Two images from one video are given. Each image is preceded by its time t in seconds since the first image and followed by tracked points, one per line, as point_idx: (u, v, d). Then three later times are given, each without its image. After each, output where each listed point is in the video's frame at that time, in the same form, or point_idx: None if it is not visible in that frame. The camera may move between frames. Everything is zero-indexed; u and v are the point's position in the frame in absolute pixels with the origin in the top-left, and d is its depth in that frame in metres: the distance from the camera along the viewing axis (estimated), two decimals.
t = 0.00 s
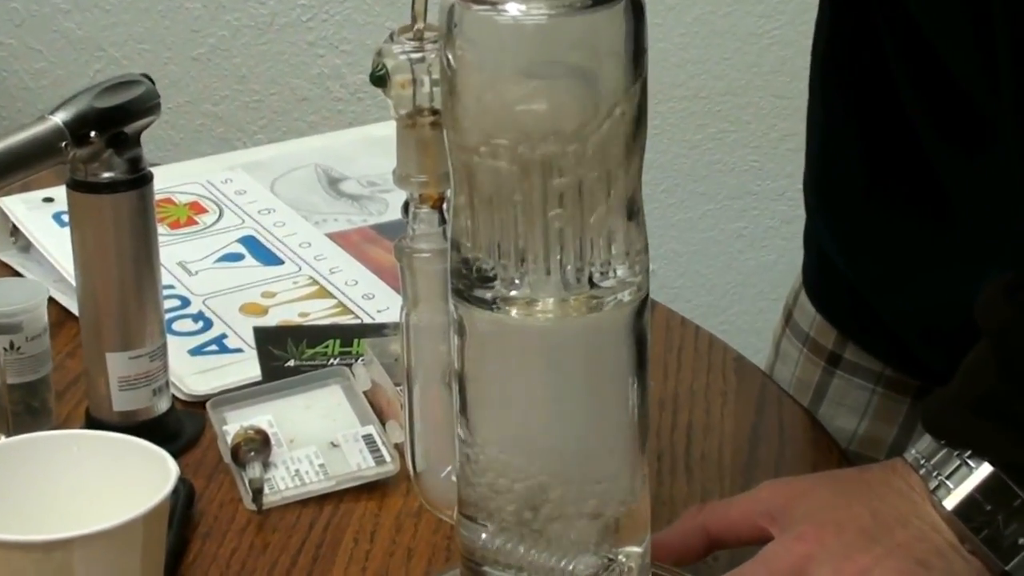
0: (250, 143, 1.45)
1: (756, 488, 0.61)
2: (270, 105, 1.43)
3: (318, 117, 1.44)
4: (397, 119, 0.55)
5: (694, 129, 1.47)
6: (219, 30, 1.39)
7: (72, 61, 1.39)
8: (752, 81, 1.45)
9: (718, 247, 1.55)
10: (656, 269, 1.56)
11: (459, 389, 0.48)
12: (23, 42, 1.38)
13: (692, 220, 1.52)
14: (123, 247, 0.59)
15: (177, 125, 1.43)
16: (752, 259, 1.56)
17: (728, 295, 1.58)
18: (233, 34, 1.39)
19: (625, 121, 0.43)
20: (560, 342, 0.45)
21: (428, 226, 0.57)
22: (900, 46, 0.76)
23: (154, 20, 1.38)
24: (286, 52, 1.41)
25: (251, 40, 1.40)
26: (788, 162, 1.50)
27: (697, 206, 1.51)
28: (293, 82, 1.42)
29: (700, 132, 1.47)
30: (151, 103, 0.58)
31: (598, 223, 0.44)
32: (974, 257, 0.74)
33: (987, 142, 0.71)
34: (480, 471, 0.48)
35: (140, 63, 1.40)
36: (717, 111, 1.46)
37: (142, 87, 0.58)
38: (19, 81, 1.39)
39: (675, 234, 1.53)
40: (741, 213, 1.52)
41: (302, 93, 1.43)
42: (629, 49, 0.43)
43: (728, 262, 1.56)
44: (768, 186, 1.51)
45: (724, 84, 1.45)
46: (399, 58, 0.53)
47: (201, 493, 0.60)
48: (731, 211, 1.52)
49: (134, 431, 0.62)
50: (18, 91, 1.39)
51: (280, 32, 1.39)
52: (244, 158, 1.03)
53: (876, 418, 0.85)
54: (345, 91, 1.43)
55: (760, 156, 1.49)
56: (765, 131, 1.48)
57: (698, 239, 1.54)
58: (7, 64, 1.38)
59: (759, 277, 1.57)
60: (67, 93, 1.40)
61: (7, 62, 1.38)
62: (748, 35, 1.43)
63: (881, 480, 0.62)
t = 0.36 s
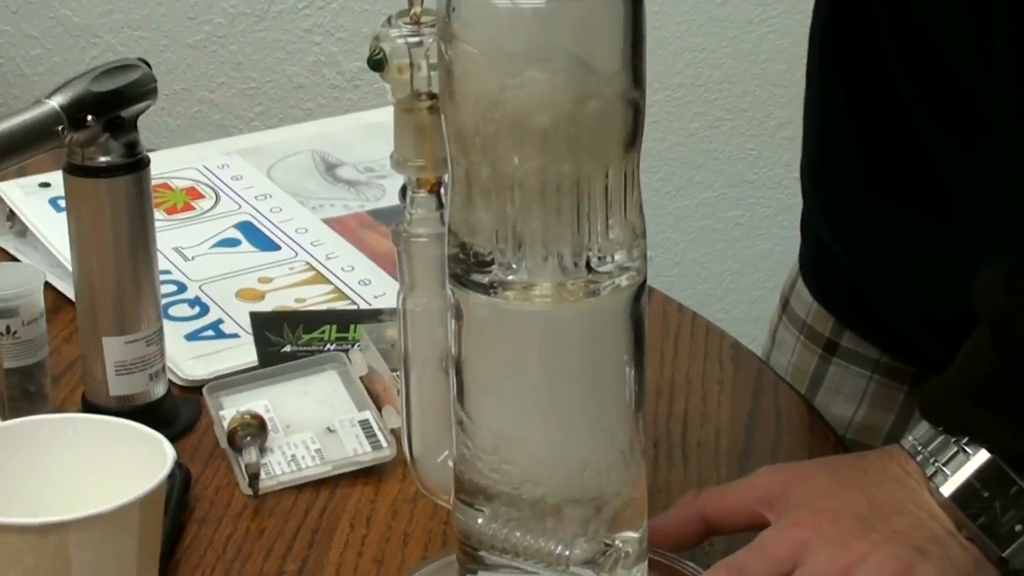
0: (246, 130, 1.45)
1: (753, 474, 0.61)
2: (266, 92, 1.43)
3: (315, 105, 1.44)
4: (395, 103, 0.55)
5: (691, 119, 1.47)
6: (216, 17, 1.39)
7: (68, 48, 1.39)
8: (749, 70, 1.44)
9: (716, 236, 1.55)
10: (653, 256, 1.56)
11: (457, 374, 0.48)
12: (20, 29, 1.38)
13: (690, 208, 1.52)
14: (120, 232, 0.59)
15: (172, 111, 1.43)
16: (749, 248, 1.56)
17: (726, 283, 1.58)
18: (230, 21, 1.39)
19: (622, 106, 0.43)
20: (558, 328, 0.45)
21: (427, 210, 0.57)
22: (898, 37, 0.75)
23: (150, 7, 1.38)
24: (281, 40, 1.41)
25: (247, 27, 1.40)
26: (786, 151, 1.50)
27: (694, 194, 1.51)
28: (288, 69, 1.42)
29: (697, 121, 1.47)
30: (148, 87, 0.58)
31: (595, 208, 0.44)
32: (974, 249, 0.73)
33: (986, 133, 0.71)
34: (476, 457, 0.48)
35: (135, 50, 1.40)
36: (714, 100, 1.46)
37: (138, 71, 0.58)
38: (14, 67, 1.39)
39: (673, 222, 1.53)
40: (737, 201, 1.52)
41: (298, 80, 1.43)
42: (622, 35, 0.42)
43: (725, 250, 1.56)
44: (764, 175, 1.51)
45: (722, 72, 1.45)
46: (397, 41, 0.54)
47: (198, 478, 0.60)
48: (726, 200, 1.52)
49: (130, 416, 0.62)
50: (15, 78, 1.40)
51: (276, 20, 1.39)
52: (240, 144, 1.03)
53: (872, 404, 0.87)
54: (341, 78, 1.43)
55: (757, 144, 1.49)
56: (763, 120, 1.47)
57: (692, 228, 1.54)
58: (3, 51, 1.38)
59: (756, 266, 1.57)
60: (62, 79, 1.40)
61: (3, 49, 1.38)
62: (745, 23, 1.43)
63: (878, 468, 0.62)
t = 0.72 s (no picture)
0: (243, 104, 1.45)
1: (751, 447, 0.61)
2: (262, 67, 1.43)
3: (310, 80, 1.44)
4: (391, 72, 0.55)
5: (689, 93, 1.45)
6: None
7: (64, 22, 1.39)
8: (748, 44, 1.43)
9: (714, 212, 1.52)
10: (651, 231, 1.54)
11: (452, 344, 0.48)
12: (14, 3, 1.37)
13: (689, 182, 1.50)
14: (114, 202, 0.59)
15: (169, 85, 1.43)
16: (746, 225, 1.54)
17: (724, 260, 1.56)
18: None
19: (620, 76, 0.42)
20: (557, 298, 0.44)
21: (422, 179, 0.56)
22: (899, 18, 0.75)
23: None
24: (276, 14, 1.40)
25: (243, 1, 1.39)
26: (785, 127, 1.48)
27: (694, 169, 1.49)
28: (283, 43, 1.42)
29: (695, 96, 1.45)
30: (143, 58, 0.58)
31: (593, 177, 0.43)
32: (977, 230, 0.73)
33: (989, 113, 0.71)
34: (474, 428, 0.47)
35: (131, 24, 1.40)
36: (714, 74, 1.44)
37: (133, 41, 0.58)
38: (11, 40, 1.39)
39: (670, 196, 1.51)
40: (735, 176, 1.50)
41: (294, 54, 1.42)
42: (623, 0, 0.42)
43: (723, 226, 1.53)
44: (764, 151, 1.49)
45: (720, 47, 1.43)
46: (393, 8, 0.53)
47: (193, 450, 0.60)
48: (723, 175, 1.50)
49: (126, 387, 0.62)
50: (9, 53, 1.39)
51: None
52: (236, 117, 1.04)
53: (871, 380, 0.86)
54: (338, 53, 1.43)
55: (756, 121, 1.47)
56: (761, 96, 1.46)
57: (688, 202, 1.51)
58: None
59: (755, 243, 1.55)
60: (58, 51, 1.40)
61: None
62: None
63: (876, 440, 0.62)
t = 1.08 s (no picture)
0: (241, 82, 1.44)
1: (748, 424, 0.60)
2: (259, 44, 1.42)
3: (308, 58, 1.43)
4: (384, 45, 0.53)
5: (687, 71, 1.44)
6: None
7: None
8: (746, 20, 1.41)
9: (712, 189, 1.52)
10: (648, 208, 1.53)
11: (447, 320, 0.47)
12: None
13: (688, 160, 1.50)
14: (110, 179, 0.59)
15: (167, 62, 1.43)
16: (743, 201, 1.52)
17: (722, 237, 1.55)
18: None
19: (613, 46, 0.42)
20: (553, 271, 0.44)
21: (417, 155, 0.55)
22: None
23: None
24: None
25: None
26: (783, 104, 1.45)
27: (690, 147, 1.49)
28: (280, 20, 1.41)
29: (694, 74, 1.44)
30: (138, 35, 0.57)
31: (589, 150, 0.43)
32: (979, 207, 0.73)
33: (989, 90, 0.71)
34: (470, 402, 0.47)
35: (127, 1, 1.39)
36: (711, 51, 1.43)
37: (129, 18, 0.58)
38: (7, 18, 1.39)
39: (668, 174, 1.51)
40: (733, 153, 1.49)
41: (291, 32, 1.42)
42: None
43: (721, 203, 1.52)
44: (763, 128, 1.47)
45: (717, 24, 1.42)
46: None
47: (189, 428, 0.60)
48: (721, 153, 1.49)
49: (123, 364, 0.62)
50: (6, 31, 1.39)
51: None
52: (233, 95, 1.04)
53: (869, 355, 0.86)
54: (337, 32, 1.41)
55: (755, 98, 1.45)
56: (760, 73, 1.44)
57: (686, 179, 1.51)
58: None
59: (754, 220, 1.54)
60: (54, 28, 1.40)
61: None
62: None
63: (874, 416, 0.62)
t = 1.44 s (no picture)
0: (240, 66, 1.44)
1: (747, 409, 0.60)
2: (258, 27, 1.42)
3: (307, 42, 1.43)
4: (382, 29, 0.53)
5: (686, 55, 1.44)
6: None
7: None
8: (745, 4, 1.41)
9: (711, 173, 1.51)
10: (646, 192, 1.53)
11: (446, 305, 0.47)
12: None
13: (687, 144, 1.50)
14: (108, 161, 0.59)
15: (166, 45, 1.43)
16: (742, 186, 1.52)
17: (721, 222, 1.55)
18: None
19: (612, 32, 0.41)
20: (552, 257, 0.44)
21: (417, 140, 0.55)
22: None
23: None
24: None
25: None
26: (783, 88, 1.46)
27: (689, 132, 1.48)
28: (279, 4, 1.41)
29: (693, 57, 1.44)
30: (136, 19, 0.57)
31: (588, 136, 0.43)
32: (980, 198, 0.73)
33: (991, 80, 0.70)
34: (469, 387, 0.47)
35: None
36: (710, 35, 1.43)
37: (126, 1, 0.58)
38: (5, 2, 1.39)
39: (668, 159, 1.50)
40: (733, 138, 1.49)
41: (291, 16, 1.41)
42: None
43: (719, 187, 1.52)
44: (761, 113, 1.47)
45: (717, 9, 1.41)
46: None
47: (187, 413, 0.60)
48: (721, 138, 1.49)
49: (121, 349, 0.62)
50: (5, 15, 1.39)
51: None
52: (231, 79, 1.04)
53: (868, 341, 0.86)
54: (335, 15, 1.41)
55: (754, 83, 1.45)
56: (759, 58, 1.44)
57: (685, 164, 1.51)
58: None
59: (753, 205, 1.54)
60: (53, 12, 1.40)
61: None
62: None
63: (873, 402, 0.62)
